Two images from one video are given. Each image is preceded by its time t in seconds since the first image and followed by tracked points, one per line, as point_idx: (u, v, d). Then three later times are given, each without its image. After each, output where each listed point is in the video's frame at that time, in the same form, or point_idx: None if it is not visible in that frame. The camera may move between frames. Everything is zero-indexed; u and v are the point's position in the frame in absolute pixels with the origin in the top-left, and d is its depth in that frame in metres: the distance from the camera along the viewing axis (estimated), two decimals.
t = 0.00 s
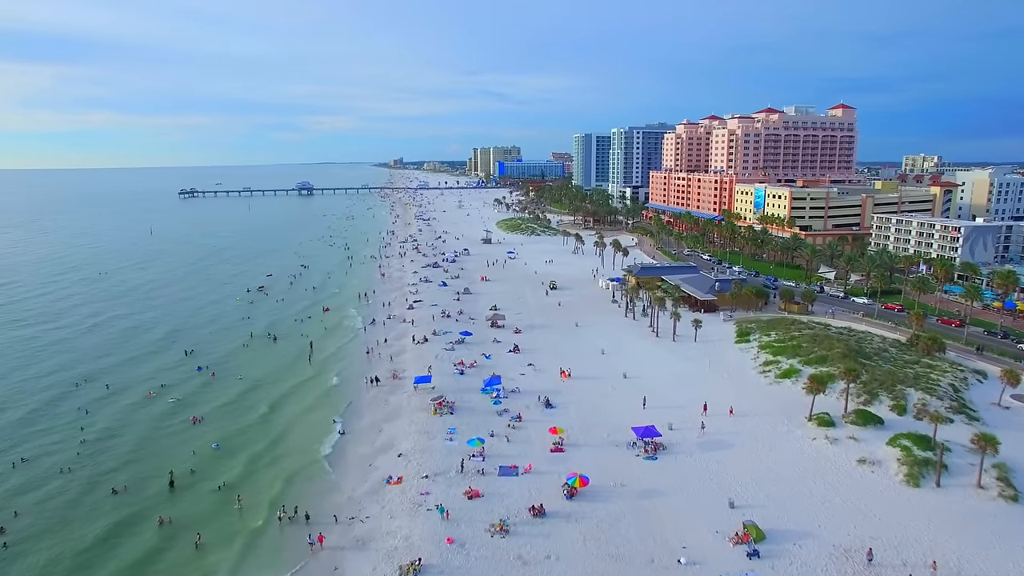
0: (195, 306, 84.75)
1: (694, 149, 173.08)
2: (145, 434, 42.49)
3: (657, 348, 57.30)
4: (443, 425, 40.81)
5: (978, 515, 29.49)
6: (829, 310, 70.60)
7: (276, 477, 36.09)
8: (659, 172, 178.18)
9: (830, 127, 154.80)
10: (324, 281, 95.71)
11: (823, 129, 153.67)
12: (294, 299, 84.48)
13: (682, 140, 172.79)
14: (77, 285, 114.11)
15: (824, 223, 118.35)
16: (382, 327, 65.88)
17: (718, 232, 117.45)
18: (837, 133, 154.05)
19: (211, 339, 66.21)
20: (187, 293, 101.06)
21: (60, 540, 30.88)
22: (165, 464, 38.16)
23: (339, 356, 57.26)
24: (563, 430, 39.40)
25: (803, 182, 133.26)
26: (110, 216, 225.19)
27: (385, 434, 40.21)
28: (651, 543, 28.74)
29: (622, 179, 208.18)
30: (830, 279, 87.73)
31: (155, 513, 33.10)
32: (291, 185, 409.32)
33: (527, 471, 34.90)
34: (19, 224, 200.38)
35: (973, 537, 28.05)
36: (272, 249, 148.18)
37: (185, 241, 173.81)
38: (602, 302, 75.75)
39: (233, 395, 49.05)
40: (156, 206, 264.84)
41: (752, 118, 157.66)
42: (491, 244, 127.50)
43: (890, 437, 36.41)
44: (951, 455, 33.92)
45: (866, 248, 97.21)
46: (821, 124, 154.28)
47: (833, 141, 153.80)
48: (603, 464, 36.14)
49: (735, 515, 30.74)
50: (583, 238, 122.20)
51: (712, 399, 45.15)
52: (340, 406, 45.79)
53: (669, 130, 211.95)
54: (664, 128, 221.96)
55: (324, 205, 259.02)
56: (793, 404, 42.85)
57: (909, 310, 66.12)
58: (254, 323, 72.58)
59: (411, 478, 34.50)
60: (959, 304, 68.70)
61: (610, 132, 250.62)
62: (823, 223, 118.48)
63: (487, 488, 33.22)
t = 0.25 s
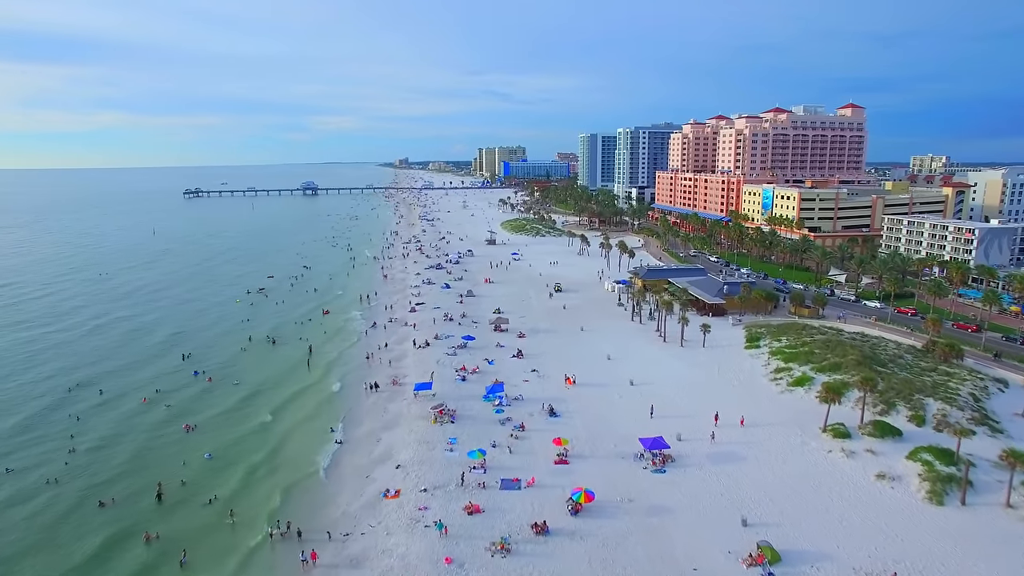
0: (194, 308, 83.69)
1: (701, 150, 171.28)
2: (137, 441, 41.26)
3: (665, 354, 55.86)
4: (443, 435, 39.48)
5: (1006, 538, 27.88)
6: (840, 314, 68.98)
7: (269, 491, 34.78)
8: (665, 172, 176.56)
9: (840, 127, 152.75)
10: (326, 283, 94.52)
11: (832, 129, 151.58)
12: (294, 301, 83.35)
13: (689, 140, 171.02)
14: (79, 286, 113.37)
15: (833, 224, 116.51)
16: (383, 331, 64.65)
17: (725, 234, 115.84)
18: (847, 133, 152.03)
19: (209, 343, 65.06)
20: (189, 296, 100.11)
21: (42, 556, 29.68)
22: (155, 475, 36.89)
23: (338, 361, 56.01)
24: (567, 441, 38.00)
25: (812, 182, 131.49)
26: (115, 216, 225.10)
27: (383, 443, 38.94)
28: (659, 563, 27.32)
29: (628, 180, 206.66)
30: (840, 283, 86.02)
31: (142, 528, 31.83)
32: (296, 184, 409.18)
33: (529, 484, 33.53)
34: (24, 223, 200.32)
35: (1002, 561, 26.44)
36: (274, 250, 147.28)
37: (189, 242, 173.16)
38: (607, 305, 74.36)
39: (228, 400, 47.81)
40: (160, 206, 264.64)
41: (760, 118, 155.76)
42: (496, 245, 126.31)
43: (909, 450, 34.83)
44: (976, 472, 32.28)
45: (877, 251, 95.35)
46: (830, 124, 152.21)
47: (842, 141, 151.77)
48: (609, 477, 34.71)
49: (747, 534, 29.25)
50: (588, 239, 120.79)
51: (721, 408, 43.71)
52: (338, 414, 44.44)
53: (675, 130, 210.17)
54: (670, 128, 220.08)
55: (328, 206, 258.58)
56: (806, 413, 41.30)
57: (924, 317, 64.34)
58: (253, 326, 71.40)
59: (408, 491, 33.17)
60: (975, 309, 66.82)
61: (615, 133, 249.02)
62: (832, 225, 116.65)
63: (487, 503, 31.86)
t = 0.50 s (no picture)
0: (194, 310, 82.57)
1: (709, 150, 169.33)
2: (128, 449, 40.00)
3: (673, 360, 54.33)
4: (444, 445, 38.09)
5: None
6: (853, 319, 67.21)
7: (261, 504, 33.42)
8: (672, 172, 174.74)
9: (849, 126, 150.59)
10: (328, 284, 93.26)
11: (842, 129, 149.38)
12: (295, 303, 82.07)
13: (696, 140, 169.07)
14: (81, 287, 112.51)
15: (843, 226, 114.54)
16: (384, 334, 63.31)
17: (733, 235, 114.03)
18: (856, 133, 149.86)
19: (207, 346, 63.85)
20: (190, 297, 99.06)
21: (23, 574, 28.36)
22: (145, 486, 35.61)
23: (337, 366, 54.61)
24: (572, 453, 36.55)
25: (821, 183, 129.50)
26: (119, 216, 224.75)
27: (381, 453, 37.61)
28: None
29: (634, 180, 204.87)
30: (852, 286, 84.20)
31: (128, 544, 30.52)
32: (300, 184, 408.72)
33: (533, 499, 32.10)
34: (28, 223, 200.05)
35: None
36: (278, 251, 146.31)
37: (192, 242, 172.54)
38: (614, 308, 72.86)
39: (224, 406, 46.53)
40: (165, 205, 264.41)
41: (769, 118, 153.74)
42: (500, 246, 124.97)
43: (932, 464, 33.19)
44: (1004, 489, 30.63)
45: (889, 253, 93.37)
46: (840, 124, 150.02)
47: (852, 141, 149.62)
48: (615, 491, 33.27)
49: (763, 556, 27.70)
50: (594, 240, 119.22)
51: (732, 417, 42.17)
52: (335, 422, 43.05)
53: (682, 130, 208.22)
54: (677, 128, 218.05)
55: (333, 206, 257.74)
56: (822, 424, 39.67)
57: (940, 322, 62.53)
58: (253, 329, 70.11)
59: (407, 505, 31.82)
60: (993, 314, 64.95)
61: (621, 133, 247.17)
62: (843, 226, 114.69)
63: (489, 519, 30.45)
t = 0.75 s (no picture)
0: (195, 312, 81.55)
1: (717, 150, 167.41)
2: (119, 459, 38.73)
3: (681, 366, 52.77)
4: (445, 456, 36.71)
5: None
6: (866, 323, 65.42)
7: (254, 519, 32.10)
8: (679, 173, 172.91)
9: (861, 126, 148.31)
10: (330, 286, 92.09)
11: (853, 129, 147.06)
12: (296, 306, 80.87)
13: (704, 140, 167.18)
14: (84, 288, 111.82)
15: (855, 227, 112.52)
16: (386, 338, 62.01)
17: (742, 237, 112.24)
18: (868, 132, 147.55)
19: (205, 349, 62.69)
20: (193, 299, 98.19)
21: None
22: (133, 498, 34.34)
23: (337, 371, 53.35)
24: (578, 465, 35.06)
25: (832, 183, 127.47)
26: (125, 216, 224.75)
27: (379, 464, 36.27)
28: None
29: (641, 181, 203.07)
30: (865, 289, 82.30)
31: (113, 560, 29.28)
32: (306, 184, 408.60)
33: (537, 515, 30.69)
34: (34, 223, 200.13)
35: None
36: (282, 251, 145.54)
37: (198, 242, 172.26)
38: (621, 311, 71.35)
39: (220, 414, 45.27)
40: (172, 205, 264.77)
41: (778, 117, 151.65)
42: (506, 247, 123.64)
43: (959, 481, 31.48)
44: None
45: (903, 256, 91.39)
46: (850, 124, 147.72)
47: (863, 141, 147.36)
48: (623, 507, 31.81)
49: None
50: (601, 242, 117.70)
51: (744, 427, 40.57)
52: (333, 431, 41.75)
53: (689, 130, 206.25)
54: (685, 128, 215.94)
55: (338, 206, 257.14)
56: (839, 435, 38.03)
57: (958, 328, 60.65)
58: (253, 332, 68.98)
59: (404, 521, 30.46)
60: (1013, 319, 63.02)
61: (628, 133, 245.32)
62: (854, 228, 112.68)
63: (490, 536, 29.08)
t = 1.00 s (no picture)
0: (196, 314, 80.58)
1: (725, 150, 165.49)
2: (109, 469, 37.57)
3: (691, 372, 51.20)
4: (445, 468, 35.34)
5: None
6: (881, 328, 63.58)
7: (243, 535, 30.81)
8: (687, 173, 171.01)
9: (872, 126, 145.98)
10: (333, 288, 90.93)
11: (864, 129, 144.78)
12: (297, 308, 79.73)
13: (712, 140, 165.29)
14: (87, 289, 111.15)
15: (867, 229, 110.43)
16: (388, 342, 60.73)
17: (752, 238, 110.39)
18: (879, 132, 145.21)
19: (203, 352, 61.63)
20: (195, 301, 97.27)
21: None
22: (121, 510, 33.18)
23: (336, 377, 52.10)
24: (584, 479, 33.59)
25: (843, 184, 125.35)
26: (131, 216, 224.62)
27: (378, 476, 34.95)
28: None
29: (649, 181, 201.18)
30: (878, 292, 80.34)
31: None
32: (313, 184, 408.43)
33: (540, 532, 29.28)
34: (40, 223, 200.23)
35: None
36: (286, 252, 144.79)
37: (203, 243, 171.91)
38: (628, 315, 69.82)
39: (215, 421, 44.08)
40: (178, 205, 265.24)
41: (788, 117, 149.59)
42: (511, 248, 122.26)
43: (987, 500, 29.81)
44: None
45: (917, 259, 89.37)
46: (861, 123, 145.44)
47: (875, 141, 145.04)
48: (631, 524, 30.30)
49: None
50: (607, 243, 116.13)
51: (756, 438, 39.01)
52: (331, 440, 40.48)
53: (697, 130, 204.15)
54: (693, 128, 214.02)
55: (344, 206, 256.45)
56: (857, 448, 36.37)
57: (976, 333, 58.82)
58: (253, 335, 67.87)
59: (402, 538, 29.12)
60: None
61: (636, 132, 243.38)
62: (866, 229, 110.59)
63: (491, 555, 27.69)
